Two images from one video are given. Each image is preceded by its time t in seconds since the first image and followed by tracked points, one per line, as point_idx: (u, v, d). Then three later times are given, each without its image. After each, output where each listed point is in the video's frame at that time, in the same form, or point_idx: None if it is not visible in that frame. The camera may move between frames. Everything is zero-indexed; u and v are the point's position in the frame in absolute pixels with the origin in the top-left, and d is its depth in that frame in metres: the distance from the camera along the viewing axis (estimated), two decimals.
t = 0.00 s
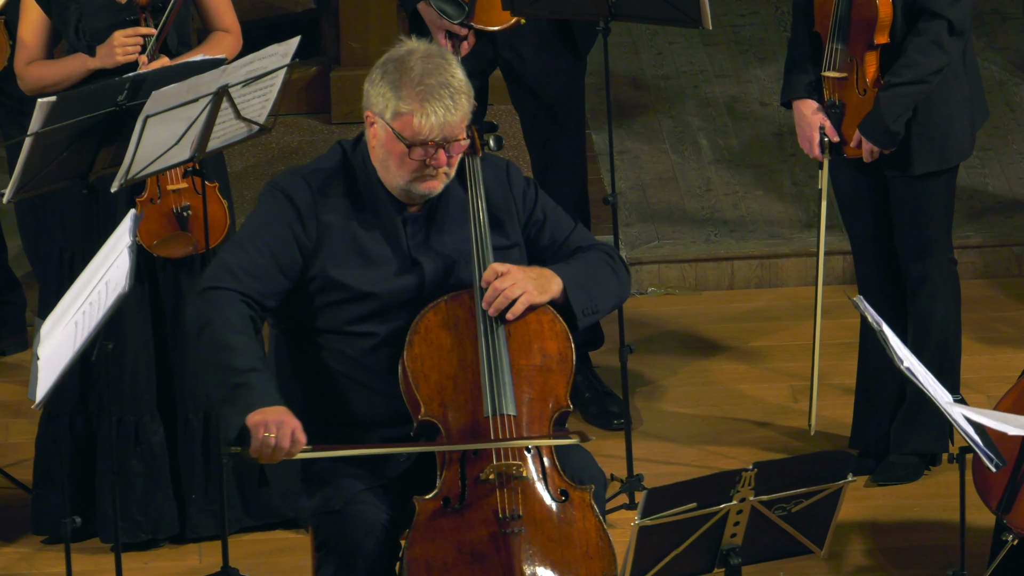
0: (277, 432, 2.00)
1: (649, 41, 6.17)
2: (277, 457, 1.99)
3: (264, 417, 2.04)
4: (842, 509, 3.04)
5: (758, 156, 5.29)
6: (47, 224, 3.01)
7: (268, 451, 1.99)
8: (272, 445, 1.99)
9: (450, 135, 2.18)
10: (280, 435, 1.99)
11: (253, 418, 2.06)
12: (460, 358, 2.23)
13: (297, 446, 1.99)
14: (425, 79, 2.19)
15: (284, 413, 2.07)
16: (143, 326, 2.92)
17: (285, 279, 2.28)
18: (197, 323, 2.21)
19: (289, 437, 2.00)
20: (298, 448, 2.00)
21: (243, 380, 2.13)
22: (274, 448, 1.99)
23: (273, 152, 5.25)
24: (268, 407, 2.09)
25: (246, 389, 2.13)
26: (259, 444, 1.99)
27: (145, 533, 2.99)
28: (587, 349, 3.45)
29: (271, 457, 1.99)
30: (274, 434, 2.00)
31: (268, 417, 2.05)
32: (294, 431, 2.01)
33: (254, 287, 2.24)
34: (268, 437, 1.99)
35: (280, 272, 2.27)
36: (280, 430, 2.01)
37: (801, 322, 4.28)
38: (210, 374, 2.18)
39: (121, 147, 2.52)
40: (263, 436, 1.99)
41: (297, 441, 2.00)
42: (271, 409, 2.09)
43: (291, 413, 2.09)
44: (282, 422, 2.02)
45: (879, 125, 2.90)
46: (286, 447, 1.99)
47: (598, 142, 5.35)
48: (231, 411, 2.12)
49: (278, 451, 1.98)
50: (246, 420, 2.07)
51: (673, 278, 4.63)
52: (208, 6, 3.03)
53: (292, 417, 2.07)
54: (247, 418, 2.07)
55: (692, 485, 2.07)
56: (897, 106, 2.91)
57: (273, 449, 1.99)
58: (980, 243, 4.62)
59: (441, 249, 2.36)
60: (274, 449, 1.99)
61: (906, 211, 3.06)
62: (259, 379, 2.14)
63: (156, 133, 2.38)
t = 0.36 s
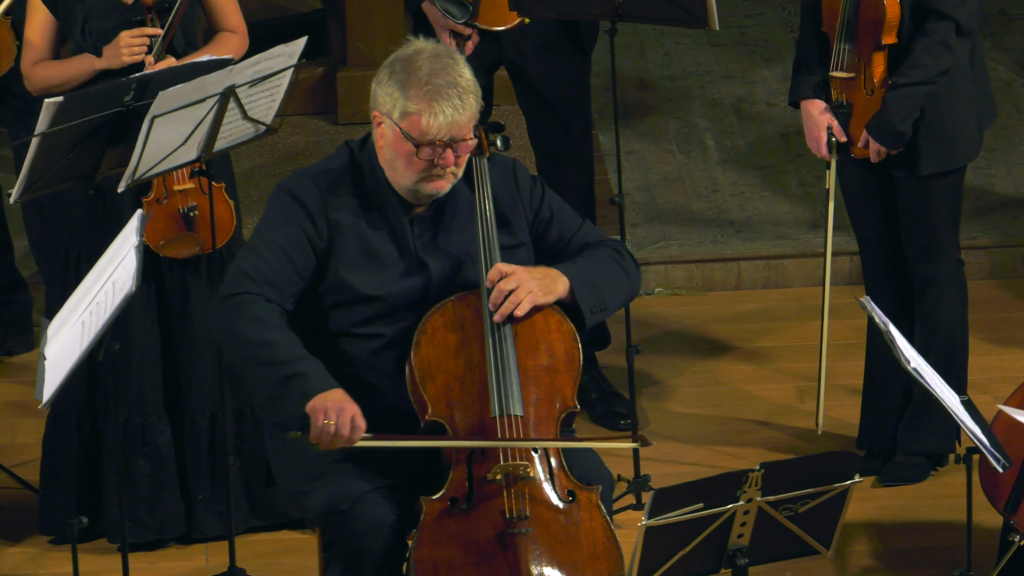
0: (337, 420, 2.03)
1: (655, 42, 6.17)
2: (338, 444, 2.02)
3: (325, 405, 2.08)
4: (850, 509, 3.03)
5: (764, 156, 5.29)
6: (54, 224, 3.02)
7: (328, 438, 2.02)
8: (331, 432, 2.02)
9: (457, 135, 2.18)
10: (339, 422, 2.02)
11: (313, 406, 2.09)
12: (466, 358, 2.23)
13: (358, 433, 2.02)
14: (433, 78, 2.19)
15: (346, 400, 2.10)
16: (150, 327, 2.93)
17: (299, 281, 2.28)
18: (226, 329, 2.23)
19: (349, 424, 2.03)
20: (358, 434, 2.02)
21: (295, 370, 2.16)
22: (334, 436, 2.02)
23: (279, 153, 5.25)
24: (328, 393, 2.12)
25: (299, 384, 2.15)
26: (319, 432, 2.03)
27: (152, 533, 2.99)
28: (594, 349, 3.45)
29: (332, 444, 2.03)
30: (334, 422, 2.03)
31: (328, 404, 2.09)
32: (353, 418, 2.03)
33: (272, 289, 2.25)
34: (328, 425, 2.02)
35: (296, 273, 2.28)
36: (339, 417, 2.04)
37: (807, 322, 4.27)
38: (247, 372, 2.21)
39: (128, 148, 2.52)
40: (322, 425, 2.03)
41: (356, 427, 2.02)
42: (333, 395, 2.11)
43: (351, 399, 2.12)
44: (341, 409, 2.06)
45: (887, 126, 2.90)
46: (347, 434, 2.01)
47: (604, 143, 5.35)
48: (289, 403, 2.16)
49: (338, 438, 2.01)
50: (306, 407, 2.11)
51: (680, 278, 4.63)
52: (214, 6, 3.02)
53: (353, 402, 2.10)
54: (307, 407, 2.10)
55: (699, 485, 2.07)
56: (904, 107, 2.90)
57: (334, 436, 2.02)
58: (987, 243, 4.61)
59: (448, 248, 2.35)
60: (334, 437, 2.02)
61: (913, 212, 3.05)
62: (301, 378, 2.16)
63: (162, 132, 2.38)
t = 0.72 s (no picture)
0: (374, 412, 2.05)
1: (665, 41, 6.16)
2: (375, 436, 2.05)
3: (361, 395, 2.10)
4: (860, 508, 3.02)
5: (774, 156, 5.28)
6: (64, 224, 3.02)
7: (366, 432, 2.05)
8: (369, 425, 2.04)
9: (467, 133, 2.18)
10: (377, 414, 2.05)
11: (349, 396, 2.11)
12: (476, 358, 2.22)
13: (395, 425, 2.04)
14: (443, 76, 2.19)
15: (382, 388, 2.11)
16: (160, 326, 2.93)
17: (313, 281, 2.28)
18: (248, 330, 2.23)
19: (386, 415, 2.05)
20: (396, 426, 2.05)
21: (330, 364, 2.16)
22: (371, 428, 2.05)
23: (289, 152, 5.26)
24: (364, 381, 2.14)
25: (328, 382, 2.15)
26: (355, 424, 2.06)
27: (162, 532, 2.99)
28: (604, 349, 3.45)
29: (369, 436, 2.05)
30: (370, 415, 2.05)
31: (364, 394, 2.10)
32: (391, 409, 2.06)
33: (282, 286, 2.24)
34: (363, 419, 2.05)
35: (311, 271, 2.27)
36: (376, 409, 2.06)
37: (818, 322, 4.26)
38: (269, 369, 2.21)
39: (138, 147, 2.53)
40: (359, 418, 2.05)
41: (394, 419, 2.05)
42: (369, 384, 2.13)
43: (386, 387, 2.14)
44: (377, 400, 2.07)
45: (897, 125, 2.89)
46: (383, 427, 2.04)
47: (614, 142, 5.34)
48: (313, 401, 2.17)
49: (376, 431, 2.04)
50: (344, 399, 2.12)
51: (690, 278, 4.62)
52: (224, 6, 3.03)
53: (389, 391, 2.12)
54: (343, 398, 2.13)
55: (709, 484, 2.07)
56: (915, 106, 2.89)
57: (371, 429, 2.04)
58: (998, 243, 4.60)
59: (458, 248, 2.36)
60: (370, 430, 2.05)
61: (923, 211, 3.04)
62: (330, 375, 2.16)
63: (173, 131, 2.38)
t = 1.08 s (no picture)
0: (395, 409, 2.06)
1: (664, 40, 6.16)
2: (395, 433, 2.05)
3: (380, 392, 2.10)
4: (860, 507, 3.03)
5: (774, 155, 5.28)
6: (64, 223, 3.02)
7: (388, 429, 2.05)
8: (391, 422, 2.05)
9: (465, 132, 2.18)
10: (397, 411, 2.05)
11: (369, 393, 2.11)
12: (476, 356, 2.22)
13: (416, 421, 2.05)
14: (441, 75, 2.19)
15: (401, 385, 2.12)
16: (160, 326, 2.93)
17: (316, 279, 2.28)
18: (260, 330, 2.24)
19: (407, 411, 2.06)
20: (416, 422, 2.06)
21: (348, 363, 2.17)
22: (390, 425, 2.06)
23: (288, 151, 5.26)
24: (383, 377, 2.14)
25: (347, 380, 2.16)
26: (375, 421, 2.06)
27: (162, 532, 2.99)
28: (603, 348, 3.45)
29: (391, 433, 2.06)
30: (390, 412, 2.06)
31: (384, 391, 2.11)
32: (411, 405, 2.06)
33: (285, 283, 2.25)
34: (384, 416, 2.05)
35: (315, 269, 2.28)
36: (396, 406, 2.06)
37: (817, 320, 4.27)
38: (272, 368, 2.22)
39: (137, 146, 2.53)
40: (380, 414, 2.06)
41: (415, 415, 2.05)
42: (388, 380, 2.13)
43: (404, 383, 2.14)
44: (397, 397, 2.08)
45: (897, 124, 2.89)
46: (404, 423, 2.04)
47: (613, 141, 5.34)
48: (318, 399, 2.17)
49: (398, 428, 2.04)
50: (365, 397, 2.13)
51: (689, 277, 4.63)
52: (223, 6, 3.03)
53: (407, 388, 2.12)
54: (363, 395, 2.13)
55: (708, 483, 2.07)
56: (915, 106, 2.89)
57: (393, 426, 2.05)
58: (997, 242, 4.60)
59: (458, 247, 2.36)
60: (390, 426, 2.05)
61: (922, 210, 3.04)
62: (349, 373, 2.16)
63: (172, 130, 2.38)
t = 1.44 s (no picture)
0: (407, 409, 2.08)
1: (660, 41, 6.16)
2: (407, 433, 2.07)
3: (390, 392, 2.12)
4: (855, 508, 3.03)
5: (769, 156, 5.28)
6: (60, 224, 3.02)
7: (400, 429, 2.07)
8: (402, 422, 2.07)
9: (462, 133, 2.18)
10: (409, 411, 2.07)
11: (379, 393, 2.13)
12: (471, 357, 2.22)
13: (427, 421, 2.07)
14: (438, 77, 2.19)
15: (412, 385, 2.13)
16: (155, 327, 2.93)
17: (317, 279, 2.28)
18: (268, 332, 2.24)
19: (418, 411, 2.08)
20: (428, 422, 2.08)
21: (356, 364, 2.17)
22: (401, 426, 2.08)
23: (284, 152, 5.26)
24: (394, 376, 2.15)
25: (357, 381, 2.16)
26: (386, 422, 2.08)
27: (157, 533, 2.99)
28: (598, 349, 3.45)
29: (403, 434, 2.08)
30: (402, 412, 2.08)
31: (394, 390, 2.12)
32: (423, 405, 2.09)
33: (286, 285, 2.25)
34: (396, 416, 2.07)
35: (316, 270, 2.27)
36: (408, 406, 2.08)
37: (812, 321, 4.27)
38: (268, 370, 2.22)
39: (132, 148, 2.52)
40: (392, 414, 2.08)
41: (427, 416, 2.08)
42: (399, 378, 2.15)
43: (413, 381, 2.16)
44: (408, 396, 2.10)
45: (891, 125, 2.90)
46: (416, 424, 2.06)
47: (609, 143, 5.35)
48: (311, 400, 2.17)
49: (410, 428, 2.06)
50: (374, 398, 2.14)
51: (684, 278, 4.63)
52: (220, 8, 3.03)
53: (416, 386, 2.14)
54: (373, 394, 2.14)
55: (703, 484, 2.07)
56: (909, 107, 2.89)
57: (405, 426, 2.07)
58: (991, 243, 4.60)
59: (455, 248, 2.36)
60: (400, 427, 2.07)
61: (917, 211, 3.05)
62: (358, 374, 2.17)
63: (167, 132, 2.38)
